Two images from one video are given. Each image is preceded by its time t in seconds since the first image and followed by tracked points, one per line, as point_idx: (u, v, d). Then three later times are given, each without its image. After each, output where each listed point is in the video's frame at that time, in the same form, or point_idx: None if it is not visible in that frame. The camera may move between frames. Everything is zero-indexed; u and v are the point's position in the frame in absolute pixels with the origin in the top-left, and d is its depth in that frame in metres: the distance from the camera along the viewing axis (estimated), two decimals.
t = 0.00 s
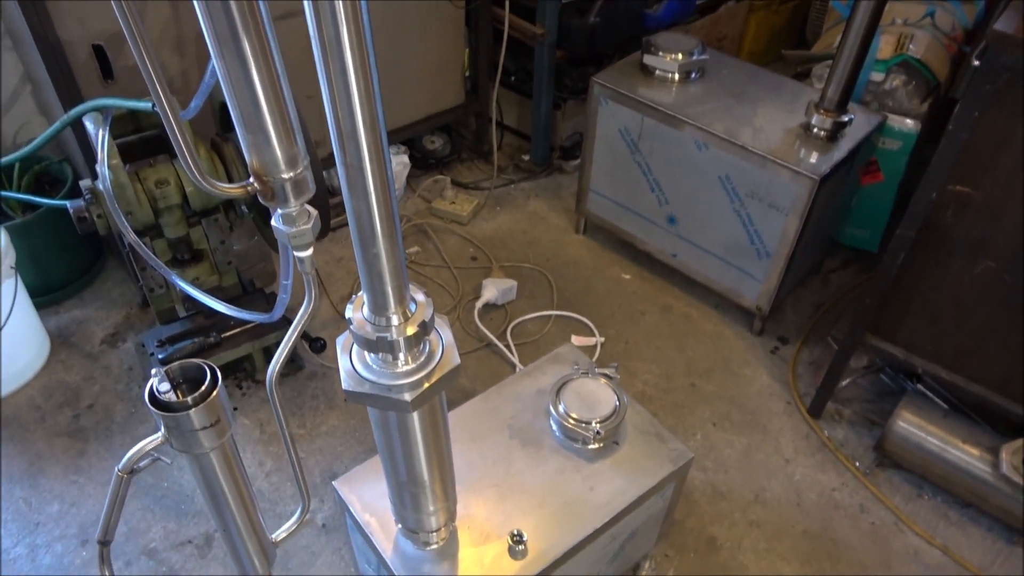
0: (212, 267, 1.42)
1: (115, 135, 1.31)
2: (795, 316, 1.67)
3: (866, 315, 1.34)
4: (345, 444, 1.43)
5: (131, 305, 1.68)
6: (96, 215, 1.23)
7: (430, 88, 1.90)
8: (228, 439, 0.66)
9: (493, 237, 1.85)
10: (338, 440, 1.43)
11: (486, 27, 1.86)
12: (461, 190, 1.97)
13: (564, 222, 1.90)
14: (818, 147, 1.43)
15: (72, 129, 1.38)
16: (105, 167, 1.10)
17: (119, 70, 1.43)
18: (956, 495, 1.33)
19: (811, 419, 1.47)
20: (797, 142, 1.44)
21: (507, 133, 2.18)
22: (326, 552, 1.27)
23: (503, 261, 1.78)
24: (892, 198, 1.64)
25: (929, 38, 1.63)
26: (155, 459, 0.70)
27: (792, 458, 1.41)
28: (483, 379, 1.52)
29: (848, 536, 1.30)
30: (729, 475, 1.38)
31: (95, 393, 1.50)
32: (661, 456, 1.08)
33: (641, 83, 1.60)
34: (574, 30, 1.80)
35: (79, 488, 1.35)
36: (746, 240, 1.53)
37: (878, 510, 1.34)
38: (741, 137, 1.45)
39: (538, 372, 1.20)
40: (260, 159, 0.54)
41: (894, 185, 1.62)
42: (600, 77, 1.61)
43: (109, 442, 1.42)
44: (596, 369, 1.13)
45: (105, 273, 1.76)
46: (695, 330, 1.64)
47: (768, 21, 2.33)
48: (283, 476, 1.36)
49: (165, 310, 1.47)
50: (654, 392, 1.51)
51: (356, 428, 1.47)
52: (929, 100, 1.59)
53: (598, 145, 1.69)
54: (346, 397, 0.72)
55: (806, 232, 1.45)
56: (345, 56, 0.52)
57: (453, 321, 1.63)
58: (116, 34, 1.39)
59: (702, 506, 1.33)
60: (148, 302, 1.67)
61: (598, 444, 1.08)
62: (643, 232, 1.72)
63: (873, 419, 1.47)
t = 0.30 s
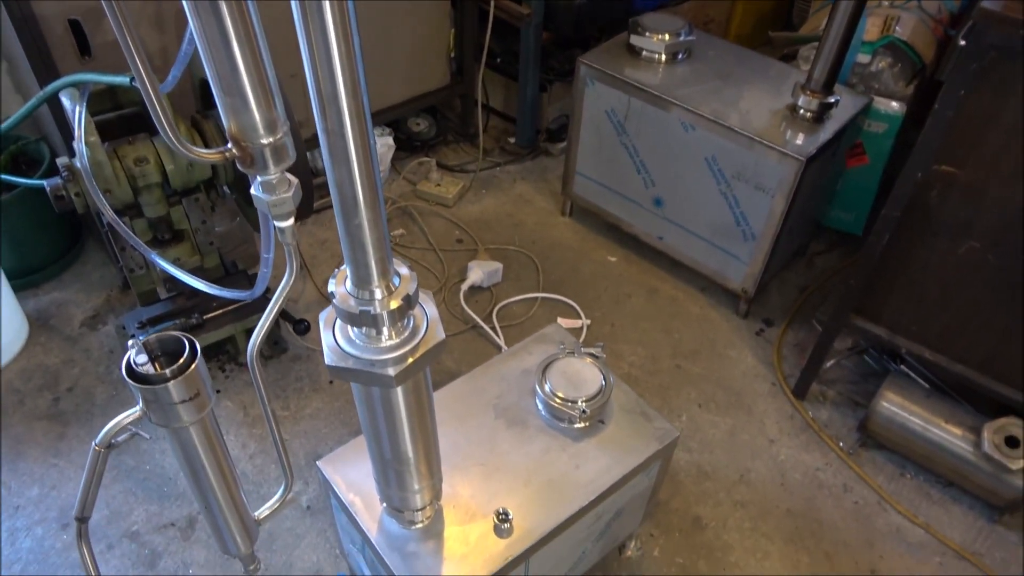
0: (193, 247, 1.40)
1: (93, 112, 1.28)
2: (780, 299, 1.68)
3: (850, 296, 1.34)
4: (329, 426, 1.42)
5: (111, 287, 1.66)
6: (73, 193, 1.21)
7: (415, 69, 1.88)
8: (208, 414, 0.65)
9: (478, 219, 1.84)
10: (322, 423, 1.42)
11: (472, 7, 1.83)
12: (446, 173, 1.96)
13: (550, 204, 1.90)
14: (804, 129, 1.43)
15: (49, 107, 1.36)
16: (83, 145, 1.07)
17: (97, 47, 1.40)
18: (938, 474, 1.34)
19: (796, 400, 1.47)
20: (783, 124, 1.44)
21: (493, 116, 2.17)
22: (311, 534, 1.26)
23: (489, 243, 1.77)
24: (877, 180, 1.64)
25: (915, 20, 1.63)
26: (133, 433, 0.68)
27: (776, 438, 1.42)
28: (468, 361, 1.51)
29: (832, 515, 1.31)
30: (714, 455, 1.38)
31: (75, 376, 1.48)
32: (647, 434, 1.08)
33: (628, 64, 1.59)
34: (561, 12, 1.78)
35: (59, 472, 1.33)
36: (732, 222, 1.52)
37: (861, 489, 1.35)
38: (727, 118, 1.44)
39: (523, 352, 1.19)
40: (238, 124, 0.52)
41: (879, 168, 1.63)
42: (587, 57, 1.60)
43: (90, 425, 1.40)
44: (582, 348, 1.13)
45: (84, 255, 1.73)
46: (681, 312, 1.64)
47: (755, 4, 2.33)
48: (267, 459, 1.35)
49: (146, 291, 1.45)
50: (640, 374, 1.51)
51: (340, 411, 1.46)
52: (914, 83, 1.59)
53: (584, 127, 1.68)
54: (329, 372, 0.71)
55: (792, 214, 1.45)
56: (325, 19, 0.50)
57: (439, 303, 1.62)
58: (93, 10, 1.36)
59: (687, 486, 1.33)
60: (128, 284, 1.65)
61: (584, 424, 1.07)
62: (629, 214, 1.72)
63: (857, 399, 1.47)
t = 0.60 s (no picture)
0: (185, 225, 1.38)
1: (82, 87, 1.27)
2: (775, 278, 1.68)
3: (845, 274, 1.34)
4: (324, 404, 1.41)
5: (103, 267, 1.65)
6: (62, 169, 1.20)
7: (408, 47, 1.86)
8: (198, 385, 0.64)
9: (473, 199, 1.83)
10: (316, 401, 1.42)
11: None
12: (440, 152, 1.94)
13: (545, 184, 1.89)
14: (800, 106, 1.42)
15: (36, 82, 1.34)
16: (72, 121, 1.05)
17: (84, 22, 1.38)
18: (930, 451, 1.35)
19: (789, 378, 1.48)
20: (779, 101, 1.43)
21: (487, 95, 2.15)
22: (306, 512, 1.26)
23: (483, 222, 1.77)
24: (872, 158, 1.65)
25: None
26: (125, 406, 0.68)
27: (769, 416, 1.42)
28: (463, 340, 1.51)
29: (825, 492, 1.31)
30: (708, 432, 1.39)
31: (67, 355, 1.47)
32: (642, 411, 1.08)
33: (623, 40, 1.58)
34: None
35: (52, 451, 1.33)
36: (727, 200, 1.52)
37: (854, 466, 1.35)
38: (723, 96, 1.43)
39: (518, 330, 1.19)
40: (226, 89, 0.51)
41: (875, 146, 1.63)
42: (581, 33, 1.58)
43: (83, 404, 1.40)
44: (576, 325, 1.13)
45: (76, 235, 1.72)
46: (675, 291, 1.64)
47: None
48: (261, 437, 1.35)
49: (138, 269, 1.44)
50: (634, 353, 1.51)
51: (334, 390, 1.46)
52: (912, 60, 1.58)
53: (579, 105, 1.67)
54: (321, 345, 0.71)
55: (787, 192, 1.45)
56: None
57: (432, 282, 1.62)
58: None
59: (681, 463, 1.34)
60: (120, 264, 1.64)
61: (578, 400, 1.07)
62: (624, 193, 1.71)
63: (850, 377, 1.48)
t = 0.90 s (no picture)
0: (179, 211, 1.38)
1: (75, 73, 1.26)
2: (770, 264, 1.68)
3: (840, 260, 1.34)
4: (319, 391, 1.41)
5: (96, 254, 1.64)
6: (54, 154, 1.18)
7: (403, 32, 1.84)
8: (192, 368, 0.64)
9: (467, 185, 1.82)
10: (311, 388, 1.42)
11: None
12: (435, 138, 1.93)
13: (541, 170, 1.88)
14: (796, 92, 1.41)
15: (26, 65, 1.32)
16: (62, 104, 1.04)
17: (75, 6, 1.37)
18: (924, 436, 1.35)
19: (784, 363, 1.48)
20: (775, 86, 1.42)
21: (482, 81, 2.14)
22: (301, 498, 1.26)
23: (478, 209, 1.76)
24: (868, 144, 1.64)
25: None
26: (119, 389, 0.68)
27: (764, 402, 1.42)
28: (458, 326, 1.51)
29: (819, 477, 1.32)
30: (703, 418, 1.39)
31: (61, 342, 1.46)
32: (637, 396, 1.08)
33: (619, 25, 1.57)
34: None
35: (46, 438, 1.32)
36: (723, 186, 1.51)
37: (848, 451, 1.36)
38: (719, 81, 1.42)
39: (514, 315, 1.19)
40: (217, 67, 0.51)
41: (871, 132, 1.63)
42: (577, 18, 1.57)
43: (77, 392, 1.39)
44: (571, 311, 1.13)
45: (69, 222, 1.70)
46: (671, 277, 1.64)
47: None
48: (256, 424, 1.35)
49: (131, 256, 1.43)
50: (629, 339, 1.51)
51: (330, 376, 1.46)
52: (908, 45, 1.57)
53: (575, 90, 1.66)
54: (316, 329, 0.70)
55: (783, 178, 1.45)
56: None
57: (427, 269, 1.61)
58: None
59: (676, 449, 1.34)
60: (113, 251, 1.63)
61: (574, 385, 1.08)
62: (620, 179, 1.70)
63: (845, 363, 1.48)
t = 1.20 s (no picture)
0: (176, 206, 1.38)
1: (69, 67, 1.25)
2: (767, 258, 1.68)
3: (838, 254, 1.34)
4: (317, 386, 1.41)
5: (93, 249, 1.64)
6: (50, 149, 1.18)
7: (400, 26, 1.84)
8: (190, 363, 0.64)
9: (464, 180, 1.82)
10: (309, 383, 1.42)
11: None
12: (432, 133, 1.93)
13: (538, 165, 1.88)
14: (794, 86, 1.41)
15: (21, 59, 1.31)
16: (58, 99, 1.03)
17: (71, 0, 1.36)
18: (921, 429, 1.36)
19: (781, 357, 1.49)
20: (772, 81, 1.42)
21: (479, 75, 2.14)
22: (300, 493, 1.27)
23: (476, 204, 1.76)
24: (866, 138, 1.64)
25: None
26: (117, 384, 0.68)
27: (761, 396, 1.43)
28: (456, 321, 1.51)
29: (816, 470, 1.32)
30: (700, 412, 1.39)
31: (58, 338, 1.46)
32: (634, 389, 1.08)
33: (616, 19, 1.57)
34: None
35: (44, 434, 1.32)
36: (720, 180, 1.52)
37: (845, 445, 1.36)
38: (717, 75, 1.42)
39: (511, 310, 1.19)
40: (214, 62, 0.51)
41: (868, 126, 1.63)
42: (575, 12, 1.57)
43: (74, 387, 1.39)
44: (568, 305, 1.13)
45: (65, 218, 1.70)
46: (668, 272, 1.65)
47: None
48: (255, 419, 1.35)
49: (128, 251, 1.43)
50: (627, 333, 1.51)
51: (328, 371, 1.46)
52: (905, 39, 1.57)
53: (573, 84, 1.66)
54: (314, 324, 0.71)
55: (780, 172, 1.45)
56: None
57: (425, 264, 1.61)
58: None
59: (673, 443, 1.35)
60: (110, 247, 1.62)
61: (571, 379, 1.08)
62: (617, 174, 1.71)
63: (842, 357, 1.49)
